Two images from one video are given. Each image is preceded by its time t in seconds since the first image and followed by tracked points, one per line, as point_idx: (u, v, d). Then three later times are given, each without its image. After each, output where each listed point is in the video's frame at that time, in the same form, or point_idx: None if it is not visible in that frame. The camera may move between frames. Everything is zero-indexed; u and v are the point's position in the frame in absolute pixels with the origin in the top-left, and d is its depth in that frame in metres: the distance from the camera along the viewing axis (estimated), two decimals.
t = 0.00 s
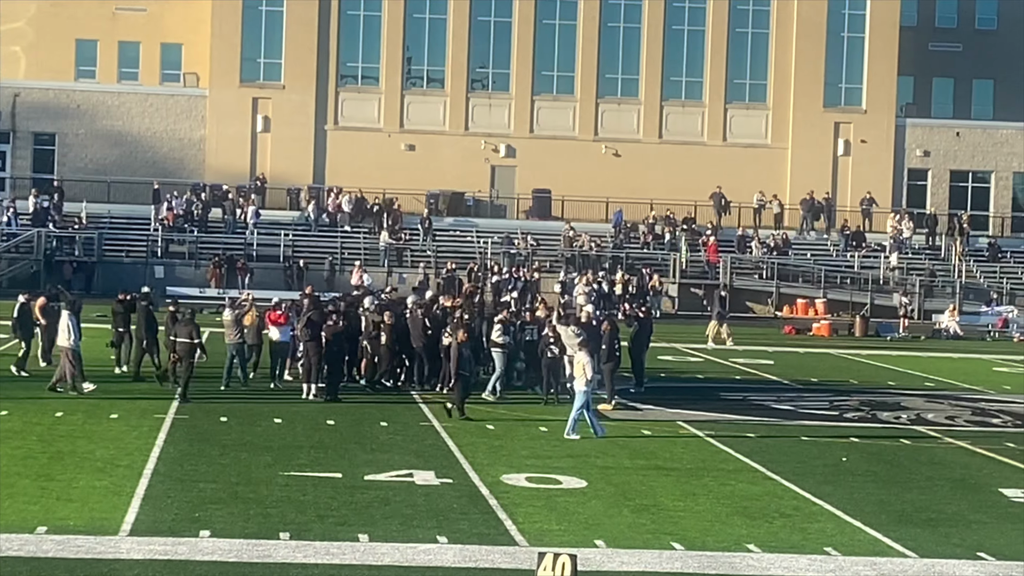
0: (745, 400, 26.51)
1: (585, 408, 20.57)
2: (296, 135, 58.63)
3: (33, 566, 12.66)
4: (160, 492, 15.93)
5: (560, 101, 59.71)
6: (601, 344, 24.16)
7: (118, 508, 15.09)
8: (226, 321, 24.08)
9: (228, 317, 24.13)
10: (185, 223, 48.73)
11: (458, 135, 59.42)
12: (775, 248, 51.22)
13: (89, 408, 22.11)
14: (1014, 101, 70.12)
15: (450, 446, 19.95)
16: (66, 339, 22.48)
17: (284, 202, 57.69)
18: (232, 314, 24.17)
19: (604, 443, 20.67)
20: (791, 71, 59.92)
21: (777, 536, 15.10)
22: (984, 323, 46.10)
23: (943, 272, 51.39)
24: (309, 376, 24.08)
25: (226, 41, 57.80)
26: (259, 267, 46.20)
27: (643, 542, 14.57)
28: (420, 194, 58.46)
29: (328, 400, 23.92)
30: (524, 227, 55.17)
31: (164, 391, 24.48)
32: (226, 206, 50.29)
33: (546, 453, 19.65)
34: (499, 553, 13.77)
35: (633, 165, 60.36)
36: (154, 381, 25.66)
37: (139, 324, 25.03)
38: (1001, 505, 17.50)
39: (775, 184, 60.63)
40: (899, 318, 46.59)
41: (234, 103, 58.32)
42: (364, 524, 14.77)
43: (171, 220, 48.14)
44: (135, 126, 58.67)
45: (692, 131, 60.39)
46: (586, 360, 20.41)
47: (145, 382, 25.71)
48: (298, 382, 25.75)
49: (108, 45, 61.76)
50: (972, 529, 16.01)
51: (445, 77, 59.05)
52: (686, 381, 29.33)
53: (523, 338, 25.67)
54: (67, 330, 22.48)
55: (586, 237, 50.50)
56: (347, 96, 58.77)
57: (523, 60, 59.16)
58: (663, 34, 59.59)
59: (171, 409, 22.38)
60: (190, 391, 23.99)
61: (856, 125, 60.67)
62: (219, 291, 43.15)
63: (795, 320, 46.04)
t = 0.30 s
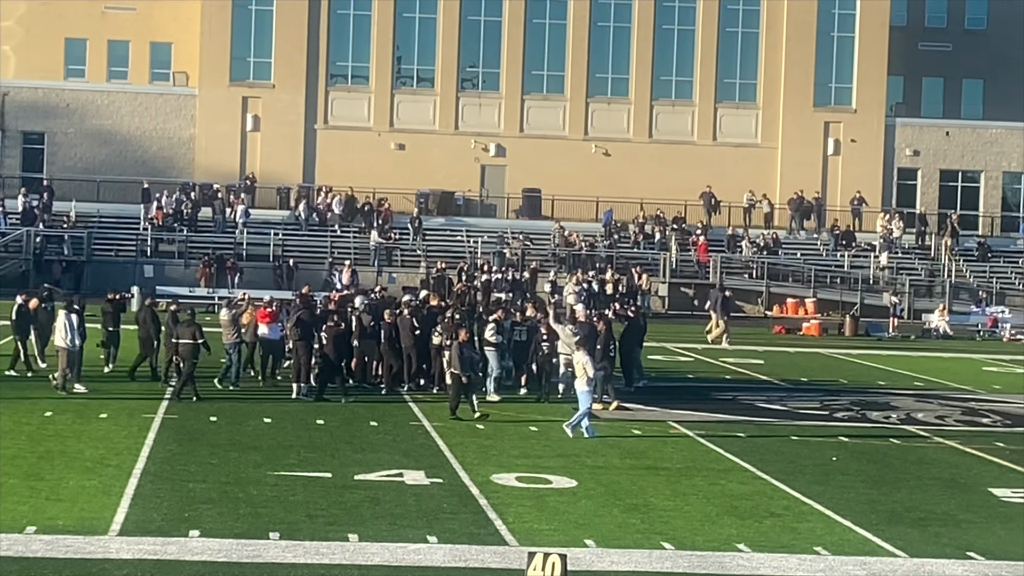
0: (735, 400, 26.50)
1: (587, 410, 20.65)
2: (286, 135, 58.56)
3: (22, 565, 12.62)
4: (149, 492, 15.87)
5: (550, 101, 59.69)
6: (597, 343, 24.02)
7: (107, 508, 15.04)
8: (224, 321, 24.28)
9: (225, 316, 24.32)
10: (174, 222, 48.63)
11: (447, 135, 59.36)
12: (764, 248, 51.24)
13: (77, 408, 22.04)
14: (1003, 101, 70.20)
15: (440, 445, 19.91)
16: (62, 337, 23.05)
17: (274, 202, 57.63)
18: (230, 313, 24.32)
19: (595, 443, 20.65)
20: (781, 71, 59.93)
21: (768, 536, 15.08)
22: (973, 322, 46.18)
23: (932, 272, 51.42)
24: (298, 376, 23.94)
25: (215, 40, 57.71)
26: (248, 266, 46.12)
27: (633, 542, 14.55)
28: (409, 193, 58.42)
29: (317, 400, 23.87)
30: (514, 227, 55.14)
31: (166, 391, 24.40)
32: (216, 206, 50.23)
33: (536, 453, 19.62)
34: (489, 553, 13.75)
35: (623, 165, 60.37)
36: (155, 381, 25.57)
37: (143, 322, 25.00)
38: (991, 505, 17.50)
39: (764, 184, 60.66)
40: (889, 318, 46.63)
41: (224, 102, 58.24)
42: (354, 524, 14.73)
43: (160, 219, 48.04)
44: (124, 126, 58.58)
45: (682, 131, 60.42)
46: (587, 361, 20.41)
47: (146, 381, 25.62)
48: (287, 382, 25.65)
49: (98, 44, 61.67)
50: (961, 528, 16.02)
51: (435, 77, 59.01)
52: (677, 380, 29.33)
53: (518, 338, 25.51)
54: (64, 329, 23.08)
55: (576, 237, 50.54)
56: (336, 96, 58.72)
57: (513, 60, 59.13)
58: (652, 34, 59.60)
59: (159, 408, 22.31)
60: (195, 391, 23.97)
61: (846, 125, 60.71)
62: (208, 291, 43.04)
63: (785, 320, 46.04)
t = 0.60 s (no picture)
0: (728, 399, 26.50)
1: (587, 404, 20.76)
2: (278, 134, 58.53)
3: (14, 565, 12.60)
4: (141, 492, 15.85)
5: (542, 100, 59.72)
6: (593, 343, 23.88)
7: (98, 508, 15.01)
8: (221, 320, 24.44)
9: (222, 316, 24.47)
10: (166, 221, 48.57)
11: (439, 134, 59.37)
12: (756, 247, 51.28)
13: (69, 407, 21.99)
14: (995, 101, 70.33)
15: (432, 445, 19.91)
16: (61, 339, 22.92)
17: (266, 201, 57.60)
18: (228, 312, 24.47)
19: (587, 442, 20.65)
20: (773, 70, 59.98)
21: (759, 535, 15.10)
22: (965, 321, 46.27)
23: (924, 271, 51.45)
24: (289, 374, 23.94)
25: (207, 39, 57.68)
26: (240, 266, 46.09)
27: (625, 541, 14.56)
28: (401, 193, 58.44)
29: (308, 400, 23.85)
30: (506, 226, 55.15)
31: (165, 391, 24.36)
32: (208, 205, 50.21)
33: (528, 452, 19.61)
34: (481, 552, 13.76)
35: (614, 164, 60.40)
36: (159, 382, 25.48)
37: (143, 323, 24.90)
38: (982, 505, 17.53)
39: (756, 183, 60.72)
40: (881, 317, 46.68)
41: (215, 101, 58.17)
42: (346, 523, 14.72)
43: (152, 218, 47.99)
44: (116, 125, 58.54)
45: (674, 130, 60.46)
46: (586, 360, 20.31)
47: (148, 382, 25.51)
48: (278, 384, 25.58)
49: (90, 44, 61.61)
50: (953, 527, 16.05)
51: (427, 76, 59.00)
52: (669, 380, 29.34)
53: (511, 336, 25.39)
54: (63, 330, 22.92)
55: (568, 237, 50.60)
56: (328, 95, 58.71)
57: (505, 59, 59.12)
58: (645, 34, 59.62)
59: (151, 408, 22.27)
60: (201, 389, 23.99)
61: (838, 124, 60.78)
62: (200, 290, 42.92)
63: (777, 320, 46.07)
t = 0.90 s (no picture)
0: (721, 398, 26.53)
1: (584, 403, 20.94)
2: (272, 134, 58.52)
3: (7, 565, 12.60)
4: (134, 491, 15.85)
5: (536, 99, 59.75)
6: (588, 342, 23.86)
7: (92, 507, 15.01)
8: (221, 319, 25.05)
9: (222, 315, 25.08)
10: (160, 220, 48.52)
11: (433, 134, 59.37)
12: (750, 246, 51.32)
13: (63, 407, 21.98)
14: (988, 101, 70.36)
15: (426, 444, 19.92)
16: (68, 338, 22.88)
17: (260, 200, 57.57)
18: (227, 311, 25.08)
19: (581, 442, 20.67)
20: (767, 69, 60.04)
21: (752, 535, 15.13)
22: (959, 321, 46.40)
23: (918, 270, 51.52)
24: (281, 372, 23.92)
25: (200, 39, 57.63)
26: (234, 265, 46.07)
27: (619, 540, 14.59)
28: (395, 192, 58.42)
29: (302, 399, 23.85)
30: (500, 225, 55.16)
31: (160, 391, 24.31)
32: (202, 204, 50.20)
33: (522, 451, 19.64)
34: (475, 551, 13.77)
35: (609, 164, 60.41)
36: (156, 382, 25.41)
37: (143, 321, 24.86)
38: (976, 503, 17.56)
39: (751, 182, 60.74)
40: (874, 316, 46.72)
41: (209, 101, 58.17)
42: (340, 523, 14.73)
43: (145, 218, 47.96)
44: (109, 124, 58.52)
45: (668, 129, 60.49)
46: (587, 359, 20.60)
47: (144, 381, 25.43)
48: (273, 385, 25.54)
49: (84, 44, 61.58)
50: (946, 526, 16.08)
51: (421, 75, 58.99)
52: (663, 379, 29.37)
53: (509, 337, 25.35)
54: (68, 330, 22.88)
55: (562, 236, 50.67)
56: (322, 94, 58.66)
57: (499, 58, 59.16)
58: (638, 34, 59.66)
59: (145, 407, 22.27)
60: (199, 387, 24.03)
61: (832, 124, 60.81)
62: (193, 289, 42.83)
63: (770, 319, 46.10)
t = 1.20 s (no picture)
0: (717, 397, 26.55)
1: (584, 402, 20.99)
2: (267, 133, 58.52)
3: (3, 564, 12.60)
4: (130, 490, 15.85)
5: (531, 98, 59.71)
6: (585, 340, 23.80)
7: (87, 506, 15.01)
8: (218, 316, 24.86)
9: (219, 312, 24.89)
10: (155, 219, 48.50)
11: (429, 132, 59.37)
12: (746, 245, 51.39)
13: (58, 406, 21.98)
14: (983, 99, 70.36)
15: (422, 443, 19.94)
16: (72, 337, 22.97)
17: (255, 199, 57.58)
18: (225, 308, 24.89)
19: (577, 440, 20.69)
20: (762, 69, 60.04)
21: (748, 533, 15.14)
22: (954, 319, 46.36)
23: (913, 269, 51.57)
24: (277, 372, 23.90)
25: (196, 38, 57.60)
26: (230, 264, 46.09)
27: (615, 539, 14.60)
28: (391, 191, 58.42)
29: (298, 398, 23.85)
30: (495, 224, 55.19)
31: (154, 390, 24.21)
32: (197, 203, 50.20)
33: (518, 450, 19.65)
34: (471, 550, 13.77)
35: (604, 163, 60.45)
36: (149, 381, 25.27)
37: (143, 322, 24.81)
38: (972, 502, 17.58)
39: (746, 180, 60.75)
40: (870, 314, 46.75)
41: (204, 99, 58.11)
42: (335, 522, 14.74)
43: (141, 217, 47.95)
44: (105, 123, 58.52)
45: (663, 128, 60.53)
46: (589, 359, 20.64)
47: (138, 382, 25.29)
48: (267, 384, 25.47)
49: (78, 42, 61.49)
50: (942, 525, 16.10)
51: (416, 74, 58.92)
52: (658, 378, 29.40)
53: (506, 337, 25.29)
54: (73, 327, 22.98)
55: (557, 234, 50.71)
56: (317, 93, 58.68)
57: (495, 57, 59.09)
58: (634, 32, 59.63)
59: (140, 406, 22.26)
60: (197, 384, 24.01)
61: (827, 122, 60.84)
62: (189, 288, 42.76)
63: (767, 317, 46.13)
